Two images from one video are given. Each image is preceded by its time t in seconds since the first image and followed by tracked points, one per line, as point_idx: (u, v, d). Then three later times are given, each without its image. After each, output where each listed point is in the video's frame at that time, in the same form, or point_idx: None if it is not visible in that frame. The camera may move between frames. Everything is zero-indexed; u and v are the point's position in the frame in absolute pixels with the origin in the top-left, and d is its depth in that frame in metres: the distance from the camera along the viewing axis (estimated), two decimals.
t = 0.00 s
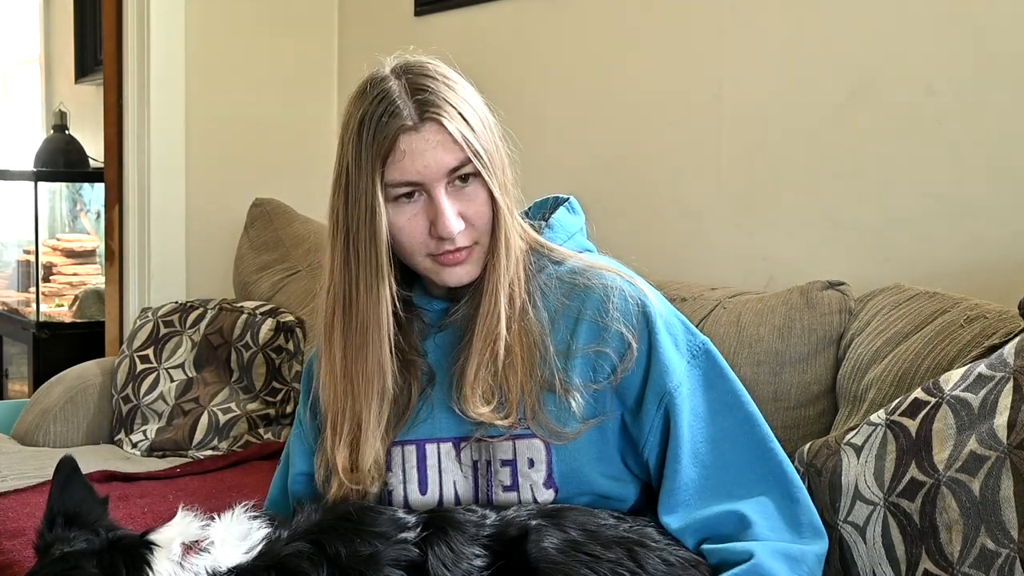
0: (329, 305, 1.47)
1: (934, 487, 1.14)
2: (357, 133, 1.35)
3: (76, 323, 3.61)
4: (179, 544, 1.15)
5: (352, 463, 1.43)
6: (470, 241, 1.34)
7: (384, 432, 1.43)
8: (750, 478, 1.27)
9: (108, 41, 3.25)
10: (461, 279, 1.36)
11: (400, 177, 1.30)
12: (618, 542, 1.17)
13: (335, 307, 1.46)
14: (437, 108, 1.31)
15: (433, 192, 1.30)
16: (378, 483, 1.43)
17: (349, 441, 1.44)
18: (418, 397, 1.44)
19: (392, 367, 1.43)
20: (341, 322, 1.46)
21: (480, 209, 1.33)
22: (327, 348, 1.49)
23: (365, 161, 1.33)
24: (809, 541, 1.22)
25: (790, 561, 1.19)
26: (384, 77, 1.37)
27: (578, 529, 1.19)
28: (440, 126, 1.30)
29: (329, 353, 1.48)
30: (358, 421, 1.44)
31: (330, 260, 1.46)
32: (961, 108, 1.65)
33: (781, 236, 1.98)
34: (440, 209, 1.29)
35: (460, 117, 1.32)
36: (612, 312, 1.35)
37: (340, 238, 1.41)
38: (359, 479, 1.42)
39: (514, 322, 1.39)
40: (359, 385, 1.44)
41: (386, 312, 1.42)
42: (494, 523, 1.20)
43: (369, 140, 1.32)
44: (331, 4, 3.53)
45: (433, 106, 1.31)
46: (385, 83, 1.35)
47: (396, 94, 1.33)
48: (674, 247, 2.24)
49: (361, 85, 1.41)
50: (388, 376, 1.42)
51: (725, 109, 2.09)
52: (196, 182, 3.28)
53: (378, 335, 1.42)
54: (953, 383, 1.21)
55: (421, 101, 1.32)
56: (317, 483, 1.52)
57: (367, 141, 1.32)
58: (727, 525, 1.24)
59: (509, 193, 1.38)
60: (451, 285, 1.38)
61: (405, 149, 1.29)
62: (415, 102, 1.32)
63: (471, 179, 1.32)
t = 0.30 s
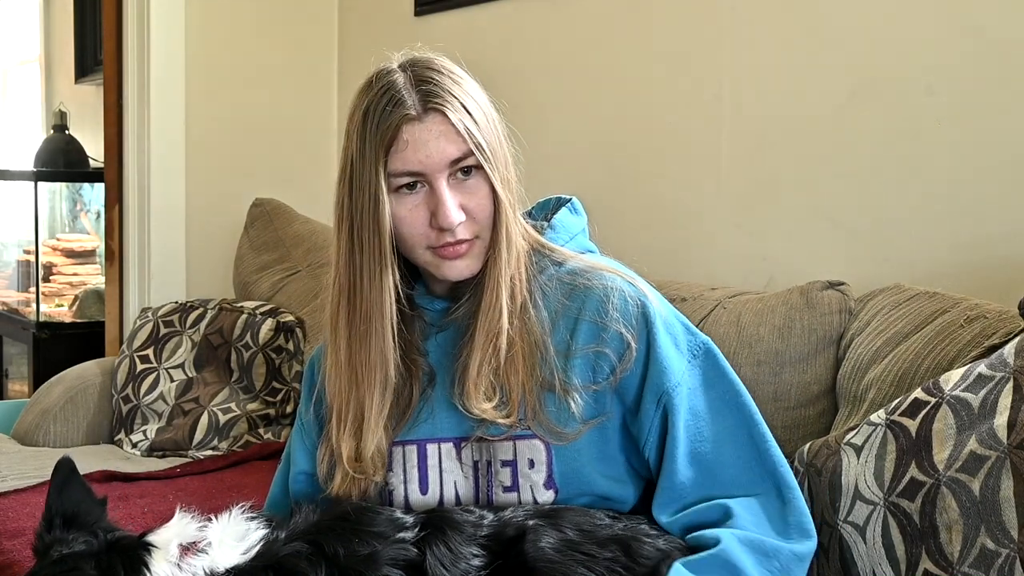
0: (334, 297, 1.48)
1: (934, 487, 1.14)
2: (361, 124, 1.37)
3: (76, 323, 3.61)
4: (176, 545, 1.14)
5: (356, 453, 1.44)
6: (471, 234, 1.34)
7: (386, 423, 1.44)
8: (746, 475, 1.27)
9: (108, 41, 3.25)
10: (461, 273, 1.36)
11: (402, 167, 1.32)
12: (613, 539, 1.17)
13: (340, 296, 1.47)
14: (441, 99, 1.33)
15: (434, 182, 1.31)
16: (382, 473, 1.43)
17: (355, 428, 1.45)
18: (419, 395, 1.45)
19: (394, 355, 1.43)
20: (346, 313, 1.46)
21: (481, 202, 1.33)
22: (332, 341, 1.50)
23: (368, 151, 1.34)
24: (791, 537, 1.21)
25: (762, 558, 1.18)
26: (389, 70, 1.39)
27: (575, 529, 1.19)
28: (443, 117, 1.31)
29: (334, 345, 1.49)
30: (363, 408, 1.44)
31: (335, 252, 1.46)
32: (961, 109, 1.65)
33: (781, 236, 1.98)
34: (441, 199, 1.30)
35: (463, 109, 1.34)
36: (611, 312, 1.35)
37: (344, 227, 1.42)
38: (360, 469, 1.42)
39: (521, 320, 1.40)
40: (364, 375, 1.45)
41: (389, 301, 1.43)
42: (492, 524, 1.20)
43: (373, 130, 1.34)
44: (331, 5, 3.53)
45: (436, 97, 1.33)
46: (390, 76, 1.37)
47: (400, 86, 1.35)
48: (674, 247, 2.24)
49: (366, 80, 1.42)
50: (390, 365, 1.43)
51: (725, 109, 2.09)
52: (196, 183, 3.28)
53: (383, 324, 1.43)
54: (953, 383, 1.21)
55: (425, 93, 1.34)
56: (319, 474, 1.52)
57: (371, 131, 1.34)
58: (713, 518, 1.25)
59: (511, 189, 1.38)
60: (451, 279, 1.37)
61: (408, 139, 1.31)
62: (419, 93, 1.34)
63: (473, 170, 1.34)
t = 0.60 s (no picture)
0: (334, 296, 1.48)
1: (934, 487, 1.14)
2: (358, 123, 1.37)
3: (76, 323, 3.61)
4: (174, 547, 1.14)
5: (359, 451, 1.44)
6: (467, 234, 1.34)
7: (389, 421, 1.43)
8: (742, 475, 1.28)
9: (108, 41, 3.25)
10: (457, 273, 1.36)
11: (398, 167, 1.32)
12: (611, 539, 1.17)
13: (341, 296, 1.47)
14: (437, 100, 1.33)
15: (430, 183, 1.31)
16: (384, 471, 1.43)
17: (357, 430, 1.45)
18: (417, 397, 1.45)
19: (395, 353, 1.43)
20: (347, 312, 1.46)
21: (477, 203, 1.33)
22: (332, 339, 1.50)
23: (365, 151, 1.35)
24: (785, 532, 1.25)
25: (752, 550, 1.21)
26: (386, 70, 1.39)
27: (573, 529, 1.19)
28: (439, 117, 1.31)
29: (335, 344, 1.49)
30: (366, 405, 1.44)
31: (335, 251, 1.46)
32: (961, 108, 1.65)
33: (782, 236, 1.98)
34: (436, 199, 1.31)
35: (460, 109, 1.34)
36: (608, 315, 1.35)
37: (343, 224, 1.42)
38: (360, 468, 1.43)
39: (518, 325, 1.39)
40: (366, 369, 1.44)
41: (389, 299, 1.42)
42: (490, 524, 1.20)
43: (370, 129, 1.34)
44: (331, 4, 3.53)
45: (433, 97, 1.33)
46: (387, 76, 1.38)
47: (397, 86, 1.35)
48: (674, 247, 2.24)
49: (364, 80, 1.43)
50: (392, 359, 1.43)
51: (725, 108, 2.09)
52: (196, 182, 3.28)
53: (384, 323, 1.42)
54: (953, 383, 1.21)
55: (422, 93, 1.34)
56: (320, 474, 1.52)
57: (368, 131, 1.35)
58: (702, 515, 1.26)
59: (508, 190, 1.38)
60: (448, 279, 1.37)
61: (403, 139, 1.31)
62: (416, 93, 1.34)
63: (469, 171, 1.33)
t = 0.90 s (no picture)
0: (331, 289, 1.48)
1: (934, 488, 1.14)
2: (354, 117, 1.38)
3: (76, 323, 3.61)
4: (173, 549, 1.13)
5: (348, 442, 1.43)
6: (462, 226, 1.35)
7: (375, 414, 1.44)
8: (748, 474, 1.27)
9: (108, 41, 3.25)
10: (452, 266, 1.36)
11: (392, 157, 1.33)
12: (616, 544, 1.16)
13: (336, 287, 1.47)
14: (432, 91, 1.34)
15: (424, 173, 1.32)
16: (380, 469, 1.43)
17: (347, 420, 1.45)
18: (416, 397, 1.45)
19: (385, 345, 1.44)
20: (341, 303, 1.46)
21: (471, 194, 1.34)
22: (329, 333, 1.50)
23: (360, 142, 1.36)
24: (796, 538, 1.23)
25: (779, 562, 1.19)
26: (383, 65, 1.41)
27: (577, 530, 1.19)
28: (433, 108, 1.33)
29: (332, 338, 1.49)
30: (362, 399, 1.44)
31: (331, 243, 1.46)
32: (961, 109, 1.65)
33: (782, 236, 1.98)
34: (430, 190, 1.31)
35: (455, 102, 1.35)
36: (610, 314, 1.35)
37: (339, 217, 1.42)
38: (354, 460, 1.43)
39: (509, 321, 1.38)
40: (354, 364, 1.45)
41: (380, 290, 1.42)
42: (492, 525, 1.20)
43: (365, 121, 1.36)
44: (331, 4, 3.53)
45: (427, 89, 1.34)
46: (383, 70, 1.39)
47: (392, 79, 1.36)
48: (674, 247, 2.24)
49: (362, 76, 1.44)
50: (381, 351, 1.43)
51: (726, 109, 2.09)
52: (196, 183, 3.28)
53: (373, 314, 1.43)
54: (953, 383, 1.21)
55: (417, 86, 1.35)
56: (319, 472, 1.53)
57: (363, 122, 1.36)
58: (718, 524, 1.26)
59: (504, 184, 1.38)
60: (442, 272, 1.37)
61: (398, 130, 1.32)
62: (411, 86, 1.35)
63: (463, 163, 1.34)
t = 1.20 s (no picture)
0: (337, 279, 1.53)
1: (934, 488, 1.14)
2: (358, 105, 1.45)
3: (76, 323, 3.61)
4: (172, 548, 1.13)
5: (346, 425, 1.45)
6: (455, 210, 1.37)
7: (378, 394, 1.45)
8: (753, 467, 1.27)
9: (108, 41, 3.25)
10: (446, 253, 1.39)
11: (388, 139, 1.38)
12: (619, 547, 1.16)
13: (341, 276, 1.52)
14: (429, 77, 1.39)
15: (417, 154, 1.37)
16: (382, 463, 1.45)
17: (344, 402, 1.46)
18: (416, 394, 1.45)
19: (383, 323, 1.48)
20: (344, 290, 1.51)
21: (466, 179, 1.37)
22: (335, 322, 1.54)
23: (361, 126, 1.42)
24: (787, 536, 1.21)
25: None
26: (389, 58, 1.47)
27: (580, 532, 1.18)
28: (428, 92, 1.38)
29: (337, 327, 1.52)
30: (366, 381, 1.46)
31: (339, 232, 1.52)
32: (961, 109, 1.65)
33: (782, 236, 1.98)
34: (422, 171, 1.35)
35: (451, 88, 1.39)
36: (604, 307, 1.35)
37: (344, 204, 1.48)
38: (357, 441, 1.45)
39: (501, 308, 1.39)
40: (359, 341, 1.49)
41: (378, 275, 1.47)
42: (494, 525, 1.20)
43: (366, 106, 1.42)
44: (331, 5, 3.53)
45: (426, 75, 1.39)
46: (388, 61, 1.45)
47: (393, 67, 1.42)
48: (674, 247, 2.24)
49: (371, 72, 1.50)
50: (380, 330, 1.47)
51: (726, 109, 2.09)
52: (196, 183, 3.28)
53: (370, 296, 1.47)
54: (953, 383, 1.21)
55: (416, 73, 1.40)
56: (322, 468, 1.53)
57: (364, 107, 1.42)
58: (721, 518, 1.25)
59: (501, 173, 1.41)
60: (437, 259, 1.40)
61: (394, 112, 1.38)
62: (410, 72, 1.41)
63: (457, 148, 1.38)
